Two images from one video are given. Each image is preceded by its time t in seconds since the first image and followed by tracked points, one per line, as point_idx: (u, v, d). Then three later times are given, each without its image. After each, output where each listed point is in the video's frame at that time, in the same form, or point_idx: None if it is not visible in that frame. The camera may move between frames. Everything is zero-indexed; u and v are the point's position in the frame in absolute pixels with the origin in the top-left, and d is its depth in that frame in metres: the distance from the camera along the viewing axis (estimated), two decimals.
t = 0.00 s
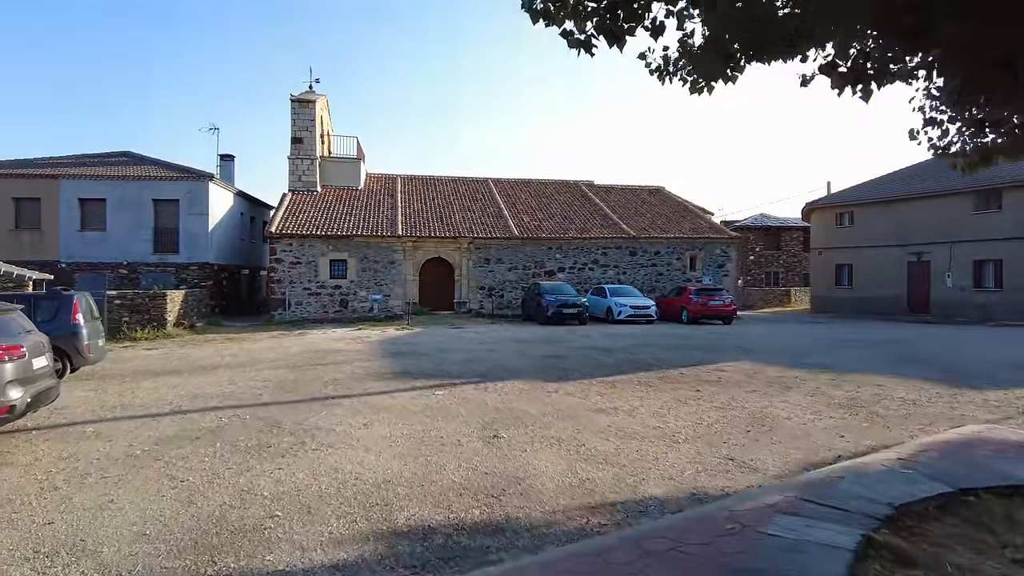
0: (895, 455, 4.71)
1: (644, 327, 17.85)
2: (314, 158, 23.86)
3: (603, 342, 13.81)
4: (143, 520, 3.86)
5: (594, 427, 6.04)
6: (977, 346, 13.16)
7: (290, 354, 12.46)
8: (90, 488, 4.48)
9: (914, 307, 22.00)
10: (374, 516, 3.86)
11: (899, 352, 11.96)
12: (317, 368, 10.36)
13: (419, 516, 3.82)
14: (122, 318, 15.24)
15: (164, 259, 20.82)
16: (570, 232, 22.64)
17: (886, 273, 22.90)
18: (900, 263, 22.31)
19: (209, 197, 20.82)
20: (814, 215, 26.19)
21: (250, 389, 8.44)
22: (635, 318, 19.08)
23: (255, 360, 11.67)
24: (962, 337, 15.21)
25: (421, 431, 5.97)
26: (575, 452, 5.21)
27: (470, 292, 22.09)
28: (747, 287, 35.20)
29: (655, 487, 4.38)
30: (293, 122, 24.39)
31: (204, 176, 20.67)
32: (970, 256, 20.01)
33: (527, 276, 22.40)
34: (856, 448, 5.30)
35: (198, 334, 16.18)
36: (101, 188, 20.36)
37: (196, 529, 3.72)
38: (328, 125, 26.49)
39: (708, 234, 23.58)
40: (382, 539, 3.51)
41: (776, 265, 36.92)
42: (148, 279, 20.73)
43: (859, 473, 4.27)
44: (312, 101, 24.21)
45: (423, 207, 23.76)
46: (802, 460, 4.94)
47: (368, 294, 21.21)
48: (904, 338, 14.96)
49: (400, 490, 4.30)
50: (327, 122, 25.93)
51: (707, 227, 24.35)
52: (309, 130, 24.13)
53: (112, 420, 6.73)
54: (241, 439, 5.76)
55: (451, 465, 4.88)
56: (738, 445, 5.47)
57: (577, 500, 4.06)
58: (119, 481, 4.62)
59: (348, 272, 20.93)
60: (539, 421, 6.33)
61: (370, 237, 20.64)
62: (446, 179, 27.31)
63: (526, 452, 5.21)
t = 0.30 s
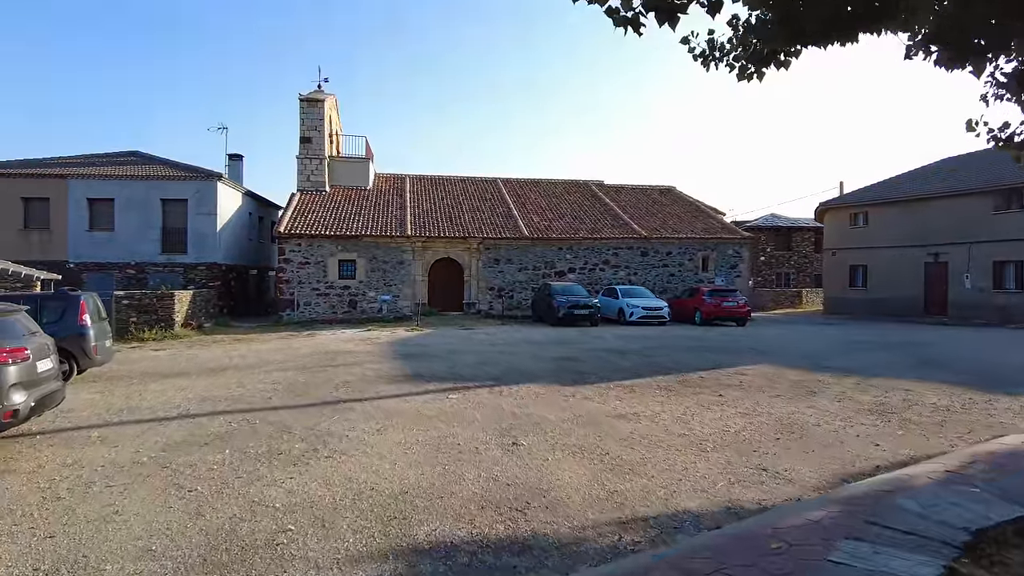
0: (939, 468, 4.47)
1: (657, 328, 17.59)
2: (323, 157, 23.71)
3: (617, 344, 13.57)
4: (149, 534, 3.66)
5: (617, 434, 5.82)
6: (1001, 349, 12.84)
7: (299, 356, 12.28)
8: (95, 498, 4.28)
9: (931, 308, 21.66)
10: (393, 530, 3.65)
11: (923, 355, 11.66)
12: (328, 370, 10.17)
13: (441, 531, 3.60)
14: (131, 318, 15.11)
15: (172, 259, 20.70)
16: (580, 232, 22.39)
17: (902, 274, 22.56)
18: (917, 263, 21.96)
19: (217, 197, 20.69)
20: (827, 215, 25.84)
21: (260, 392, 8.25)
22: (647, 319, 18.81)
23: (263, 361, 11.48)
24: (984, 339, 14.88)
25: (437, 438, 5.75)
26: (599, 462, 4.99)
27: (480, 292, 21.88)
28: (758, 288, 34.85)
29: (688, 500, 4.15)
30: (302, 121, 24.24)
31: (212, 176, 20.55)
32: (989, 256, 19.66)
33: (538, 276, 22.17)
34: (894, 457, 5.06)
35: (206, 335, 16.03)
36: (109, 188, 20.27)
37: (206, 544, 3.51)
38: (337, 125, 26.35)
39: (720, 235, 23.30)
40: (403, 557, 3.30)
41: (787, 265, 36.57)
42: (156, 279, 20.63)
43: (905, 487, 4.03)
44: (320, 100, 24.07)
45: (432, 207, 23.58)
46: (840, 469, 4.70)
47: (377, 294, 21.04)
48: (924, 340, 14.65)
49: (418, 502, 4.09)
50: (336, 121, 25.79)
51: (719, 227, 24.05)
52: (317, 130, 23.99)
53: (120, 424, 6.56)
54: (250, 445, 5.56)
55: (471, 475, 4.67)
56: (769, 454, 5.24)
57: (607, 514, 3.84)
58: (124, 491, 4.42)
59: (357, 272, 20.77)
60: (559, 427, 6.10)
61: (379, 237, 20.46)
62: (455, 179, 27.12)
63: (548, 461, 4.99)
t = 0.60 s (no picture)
0: (977, 476, 4.24)
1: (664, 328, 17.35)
2: (326, 156, 23.51)
3: (626, 345, 13.33)
4: (142, 547, 3.43)
5: (634, 438, 5.58)
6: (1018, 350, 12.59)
7: (302, 356, 12.05)
8: (88, 507, 4.07)
9: (941, 308, 21.39)
10: (404, 543, 3.42)
11: (939, 356, 11.40)
12: (331, 371, 9.95)
13: (454, 545, 3.38)
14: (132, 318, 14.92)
15: (174, 259, 20.52)
16: (586, 231, 22.16)
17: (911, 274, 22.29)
18: (926, 263, 21.69)
19: (218, 196, 20.50)
20: (834, 214, 25.56)
21: (262, 394, 8.04)
22: (654, 319, 18.55)
23: (266, 362, 11.26)
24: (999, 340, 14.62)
25: (446, 442, 5.53)
26: (618, 468, 4.76)
27: (484, 292, 21.64)
28: (763, 288, 34.58)
29: (714, 510, 3.92)
30: (305, 120, 24.06)
31: (214, 175, 20.37)
32: (1001, 255, 19.39)
33: (542, 276, 21.94)
34: (928, 463, 4.82)
35: (208, 335, 15.84)
36: (110, 187, 20.10)
37: (202, 558, 3.28)
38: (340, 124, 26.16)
39: (727, 234, 23.06)
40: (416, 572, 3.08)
41: (793, 265, 36.32)
42: (157, 279, 20.45)
43: (945, 497, 3.81)
44: (323, 99, 23.89)
45: (435, 206, 23.36)
46: (872, 475, 4.47)
47: (380, 294, 20.82)
48: (938, 340, 14.39)
49: (428, 513, 3.86)
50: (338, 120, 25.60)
51: (726, 227, 23.80)
52: (320, 128, 23.80)
53: (118, 427, 6.35)
54: (252, 450, 5.34)
55: (483, 482, 4.44)
56: (795, 459, 5.00)
57: (631, 526, 3.62)
58: (119, 500, 4.20)
59: (360, 272, 20.56)
60: (573, 430, 5.87)
61: (383, 237, 20.25)
62: (459, 179, 26.92)
63: (564, 467, 4.77)
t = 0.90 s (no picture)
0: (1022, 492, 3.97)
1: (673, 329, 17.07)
2: (329, 155, 23.30)
3: (635, 347, 13.05)
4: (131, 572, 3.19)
5: (652, 449, 5.32)
6: None
7: (305, 359, 11.81)
8: (77, 525, 3.82)
9: (953, 308, 21.08)
10: (413, 568, 3.17)
11: (958, 358, 11.12)
12: (334, 375, 9.70)
13: (467, 569, 3.14)
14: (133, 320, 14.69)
15: (176, 260, 20.31)
16: (592, 231, 21.89)
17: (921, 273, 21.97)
18: (938, 262, 21.37)
19: (220, 196, 20.29)
20: (843, 213, 25.26)
21: (263, 399, 7.80)
22: (662, 320, 18.26)
23: (268, 365, 11.02)
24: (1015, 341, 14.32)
25: (455, 452, 5.28)
26: (638, 482, 4.50)
27: (489, 293, 21.38)
28: (770, 288, 34.27)
29: (745, 529, 3.66)
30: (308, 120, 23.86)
31: (216, 174, 20.16)
32: (1014, 254, 19.09)
33: (548, 276, 21.67)
34: (966, 475, 4.56)
35: (210, 337, 15.61)
36: (111, 187, 19.90)
37: None
38: (343, 123, 25.95)
39: (735, 233, 22.76)
40: None
41: (800, 265, 36.01)
42: (159, 280, 20.25)
43: (993, 516, 3.55)
44: (326, 98, 23.68)
45: (439, 206, 23.13)
46: (909, 489, 4.21)
47: (384, 295, 20.58)
48: (953, 341, 14.11)
49: (438, 533, 3.61)
50: (341, 119, 25.39)
51: (733, 226, 23.50)
52: (323, 127, 23.59)
53: (113, 436, 6.11)
54: (252, 461, 5.10)
55: (496, 497, 4.19)
56: (824, 471, 4.74)
57: (656, 548, 3.38)
58: (110, 517, 3.95)
59: (364, 273, 20.33)
60: (588, 440, 5.61)
61: (386, 237, 20.01)
62: (462, 178, 26.67)
63: (581, 481, 4.51)
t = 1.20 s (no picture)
0: None
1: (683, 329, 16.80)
2: (334, 154, 23.11)
3: (646, 347, 12.80)
4: None
5: (675, 456, 5.09)
6: None
7: (310, 359, 11.60)
8: (73, 537, 3.61)
9: (966, 307, 20.78)
10: None
11: (979, 359, 10.85)
12: (341, 376, 9.48)
13: None
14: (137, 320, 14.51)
15: (180, 259, 20.14)
16: (599, 230, 21.64)
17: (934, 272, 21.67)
18: (951, 261, 21.07)
19: (225, 194, 20.12)
20: (853, 212, 24.97)
21: (268, 401, 7.58)
22: (671, 320, 18.01)
23: (273, 365, 10.81)
24: None
25: (469, 458, 5.05)
26: (664, 492, 4.26)
27: (495, 292, 21.15)
28: (777, 287, 33.95)
29: (783, 543, 3.43)
30: (312, 118, 23.67)
31: (220, 173, 19.99)
32: None
33: (555, 275, 21.43)
34: (1010, 484, 4.31)
35: (214, 337, 15.43)
36: (115, 186, 19.74)
37: None
38: (348, 121, 25.77)
39: (744, 232, 22.49)
40: None
41: (807, 264, 35.70)
42: (163, 279, 20.08)
43: None
44: (331, 96, 23.50)
45: (445, 204, 22.92)
46: (953, 500, 3.97)
47: (390, 294, 20.37)
48: (971, 342, 13.83)
49: (456, 547, 3.38)
50: (346, 118, 25.21)
51: (743, 224, 23.22)
52: (328, 126, 23.41)
53: (114, 440, 5.90)
54: (258, 467, 4.88)
55: (514, 508, 3.96)
56: (858, 479, 4.50)
57: (691, 565, 3.15)
58: (108, 528, 3.73)
59: (369, 272, 20.13)
60: (608, 445, 5.38)
61: (392, 236, 19.80)
62: (468, 177, 26.45)
63: (603, 490, 4.28)
